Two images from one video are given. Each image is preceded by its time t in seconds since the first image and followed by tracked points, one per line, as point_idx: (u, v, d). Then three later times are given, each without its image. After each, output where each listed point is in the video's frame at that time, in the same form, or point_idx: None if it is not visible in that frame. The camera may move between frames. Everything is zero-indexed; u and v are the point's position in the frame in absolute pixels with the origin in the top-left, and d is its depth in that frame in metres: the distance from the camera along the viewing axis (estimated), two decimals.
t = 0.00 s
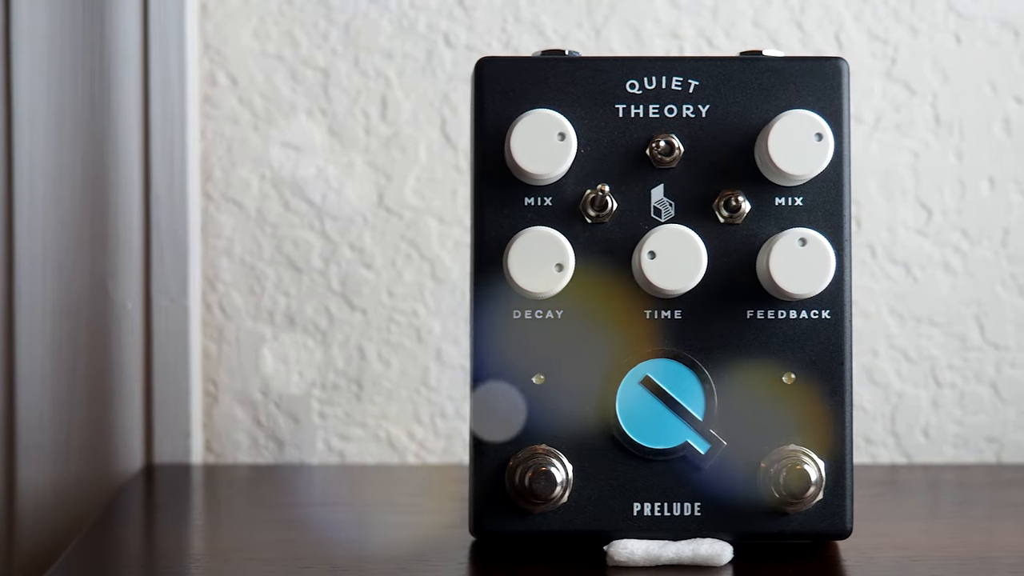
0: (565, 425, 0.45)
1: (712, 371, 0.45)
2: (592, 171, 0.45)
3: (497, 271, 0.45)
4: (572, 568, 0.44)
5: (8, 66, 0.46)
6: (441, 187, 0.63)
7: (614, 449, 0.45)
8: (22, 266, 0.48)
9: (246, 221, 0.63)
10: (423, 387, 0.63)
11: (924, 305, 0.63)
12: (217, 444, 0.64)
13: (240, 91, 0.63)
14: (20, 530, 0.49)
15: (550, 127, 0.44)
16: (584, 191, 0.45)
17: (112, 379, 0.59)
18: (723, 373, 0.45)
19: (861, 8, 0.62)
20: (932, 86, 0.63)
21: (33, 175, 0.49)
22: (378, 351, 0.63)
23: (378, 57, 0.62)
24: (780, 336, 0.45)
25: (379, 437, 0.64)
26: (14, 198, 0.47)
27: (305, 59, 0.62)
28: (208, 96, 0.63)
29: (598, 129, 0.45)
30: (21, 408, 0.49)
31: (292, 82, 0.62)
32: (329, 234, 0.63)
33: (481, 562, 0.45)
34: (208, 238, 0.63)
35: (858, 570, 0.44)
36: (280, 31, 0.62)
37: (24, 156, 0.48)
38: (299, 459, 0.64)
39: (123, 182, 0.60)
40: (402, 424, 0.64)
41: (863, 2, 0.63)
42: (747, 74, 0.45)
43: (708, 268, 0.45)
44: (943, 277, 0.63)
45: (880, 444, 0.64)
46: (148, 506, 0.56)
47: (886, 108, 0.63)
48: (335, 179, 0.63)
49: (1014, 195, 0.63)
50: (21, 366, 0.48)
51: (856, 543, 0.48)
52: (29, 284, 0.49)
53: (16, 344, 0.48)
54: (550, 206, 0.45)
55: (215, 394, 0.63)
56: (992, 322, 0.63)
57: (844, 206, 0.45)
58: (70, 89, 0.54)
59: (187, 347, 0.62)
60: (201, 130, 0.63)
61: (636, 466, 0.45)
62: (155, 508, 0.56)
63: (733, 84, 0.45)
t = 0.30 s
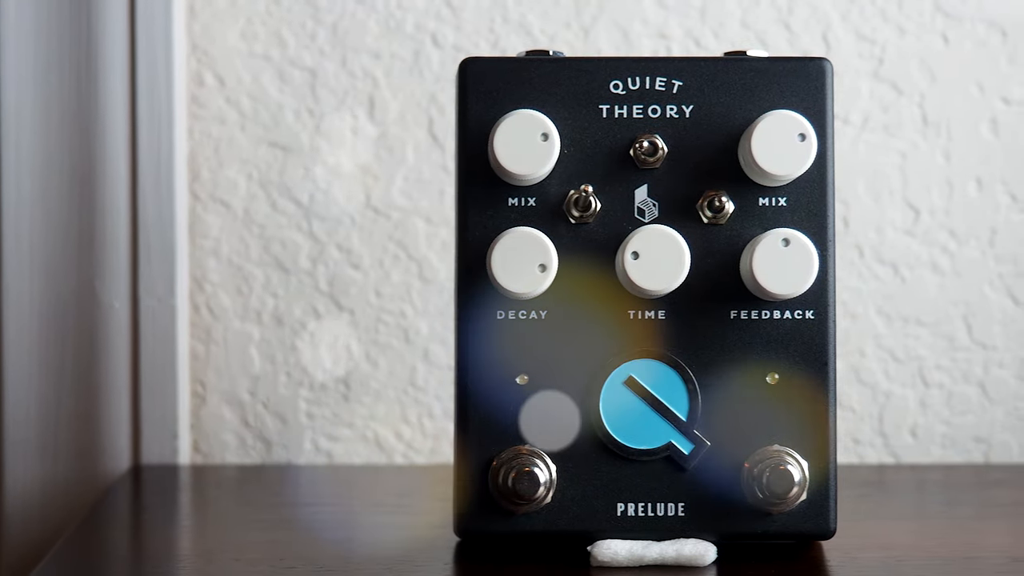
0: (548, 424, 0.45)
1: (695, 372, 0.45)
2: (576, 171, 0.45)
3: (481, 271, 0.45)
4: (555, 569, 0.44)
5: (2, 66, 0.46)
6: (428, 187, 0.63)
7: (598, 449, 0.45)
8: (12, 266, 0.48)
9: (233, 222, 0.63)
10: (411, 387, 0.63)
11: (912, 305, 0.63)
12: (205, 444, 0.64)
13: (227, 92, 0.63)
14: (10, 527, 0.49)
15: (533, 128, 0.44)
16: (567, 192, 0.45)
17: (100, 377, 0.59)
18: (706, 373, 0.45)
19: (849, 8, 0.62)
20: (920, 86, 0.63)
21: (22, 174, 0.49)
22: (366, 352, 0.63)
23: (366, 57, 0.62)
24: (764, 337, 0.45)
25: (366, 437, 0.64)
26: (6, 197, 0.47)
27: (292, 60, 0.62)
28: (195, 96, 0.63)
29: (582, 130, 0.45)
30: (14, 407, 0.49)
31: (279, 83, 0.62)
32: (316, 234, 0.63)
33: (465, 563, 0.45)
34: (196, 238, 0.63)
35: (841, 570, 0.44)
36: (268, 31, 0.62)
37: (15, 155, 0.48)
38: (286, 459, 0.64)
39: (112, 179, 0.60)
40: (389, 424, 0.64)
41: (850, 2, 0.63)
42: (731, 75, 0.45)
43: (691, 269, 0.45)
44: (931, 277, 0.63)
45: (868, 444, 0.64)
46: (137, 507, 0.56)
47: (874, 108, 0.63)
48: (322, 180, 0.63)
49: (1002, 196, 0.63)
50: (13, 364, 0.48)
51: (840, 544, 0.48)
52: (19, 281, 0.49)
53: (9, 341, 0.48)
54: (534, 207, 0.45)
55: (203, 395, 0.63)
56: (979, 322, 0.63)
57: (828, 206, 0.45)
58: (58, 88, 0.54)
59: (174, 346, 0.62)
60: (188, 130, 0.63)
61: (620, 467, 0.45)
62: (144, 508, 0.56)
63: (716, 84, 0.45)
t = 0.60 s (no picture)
0: (530, 425, 0.45)
1: (679, 372, 0.45)
2: (559, 171, 0.45)
3: (464, 272, 0.45)
4: (538, 569, 0.44)
5: None
6: (416, 187, 0.63)
7: (580, 450, 0.45)
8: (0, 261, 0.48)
9: (221, 222, 0.63)
10: (398, 388, 0.63)
11: (899, 306, 0.63)
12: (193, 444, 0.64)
13: (214, 92, 0.63)
14: None
15: (516, 128, 0.44)
16: (551, 192, 0.45)
17: (87, 375, 0.59)
18: (689, 373, 0.45)
19: (836, 8, 0.62)
20: (907, 86, 0.63)
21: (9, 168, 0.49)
22: (353, 352, 0.63)
23: (353, 58, 0.62)
24: (747, 337, 0.45)
25: (354, 438, 0.64)
26: None
27: (279, 60, 0.62)
28: (182, 97, 0.63)
29: (565, 130, 0.45)
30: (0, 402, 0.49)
31: (267, 83, 0.62)
32: (303, 234, 0.63)
33: (448, 563, 0.45)
34: (183, 238, 0.63)
35: (824, 570, 0.44)
36: (255, 31, 0.62)
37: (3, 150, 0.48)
38: (273, 460, 0.64)
39: (100, 177, 0.60)
40: (377, 425, 0.64)
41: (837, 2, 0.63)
42: (714, 75, 0.45)
43: (674, 269, 0.45)
44: (918, 277, 0.63)
45: (855, 445, 0.64)
46: (125, 507, 0.56)
47: (861, 109, 0.63)
48: (309, 180, 0.63)
49: (989, 196, 0.63)
50: None
51: (824, 544, 0.48)
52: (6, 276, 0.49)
53: None
54: (517, 207, 0.45)
55: (190, 395, 0.63)
56: (966, 322, 0.63)
57: (811, 206, 0.45)
58: (46, 86, 0.54)
59: (161, 346, 0.62)
60: (175, 130, 0.63)
61: (603, 467, 0.45)
62: (133, 508, 0.56)
63: (699, 85, 0.45)
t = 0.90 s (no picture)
0: (512, 426, 0.45)
1: (662, 373, 0.45)
2: (541, 172, 0.45)
3: (446, 272, 0.45)
4: (521, 569, 0.44)
5: None
6: (403, 188, 0.63)
7: (563, 450, 0.45)
8: None
9: (207, 222, 0.63)
10: (385, 388, 0.63)
11: (886, 306, 0.63)
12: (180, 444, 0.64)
13: (201, 92, 0.63)
14: None
15: (498, 129, 0.44)
16: (533, 193, 0.45)
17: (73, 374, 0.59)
18: (672, 374, 0.45)
19: (822, 8, 0.63)
20: (894, 87, 0.63)
21: None
22: (340, 352, 0.63)
23: (340, 58, 0.62)
24: (730, 338, 0.45)
25: (341, 438, 0.64)
26: None
27: (266, 60, 0.62)
28: (169, 97, 0.63)
29: (548, 131, 0.45)
30: None
31: (253, 83, 0.62)
32: (290, 234, 0.63)
33: (431, 564, 0.45)
34: (170, 238, 0.63)
35: (806, 570, 0.44)
36: (241, 32, 0.62)
37: None
38: (260, 460, 0.64)
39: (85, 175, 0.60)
40: (363, 425, 0.64)
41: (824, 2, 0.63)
42: (697, 75, 0.46)
43: (657, 269, 0.45)
44: (905, 277, 0.63)
45: (842, 445, 0.64)
46: (113, 507, 0.56)
47: (848, 109, 0.63)
48: (296, 181, 0.63)
49: (975, 196, 0.63)
50: None
51: (807, 544, 0.48)
52: None
53: None
54: (500, 208, 0.45)
55: (177, 395, 0.63)
56: (953, 322, 0.63)
57: (794, 207, 0.45)
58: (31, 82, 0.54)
59: (148, 346, 0.62)
60: (162, 131, 0.63)
61: (586, 468, 0.45)
62: (120, 508, 0.56)
63: (682, 85, 0.45)
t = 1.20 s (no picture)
0: (496, 427, 0.45)
1: (645, 373, 0.45)
2: (524, 173, 0.45)
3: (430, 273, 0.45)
4: (504, 570, 0.44)
5: None
6: (390, 188, 0.63)
7: (546, 450, 0.45)
8: None
9: (195, 222, 0.63)
10: (373, 388, 0.63)
11: (874, 306, 0.63)
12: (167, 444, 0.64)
13: (189, 93, 0.63)
14: None
15: (481, 130, 0.44)
16: (517, 193, 0.45)
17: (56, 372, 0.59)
18: (656, 374, 0.45)
19: (810, 9, 0.63)
20: (881, 87, 0.63)
21: None
22: (328, 352, 0.63)
23: (327, 59, 0.62)
24: (713, 338, 0.45)
25: (328, 438, 0.64)
26: None
27: (254, 61, 0.62)
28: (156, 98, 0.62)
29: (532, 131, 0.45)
30: None
31: (241, 84, 0.63)
32: (277, 235, 0.63)
33: (414, 565, 0.45)
34: (157, 238, 0.63)
35: (788, 570, 0.44)
36: (229, 33, 0.62)
37: None
38: (248, 459, 0.64)
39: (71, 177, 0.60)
40: (351, 425, 0.64)
41: (812, 3, 0.63)
42: (680, 76, 0.46)
43: (640, 270, 0.45)
44: (892, 278, 0.63)
45: (830, 445, 0.64)
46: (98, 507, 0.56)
47: (835, 109, 0.63)
48: (284, 181, 0.63)
49: (962, 196, 0.63)
50: None
51: (791, 544, 0.48)
52: None
53: None
54: (483, 209, 0.45)
55: (165, 395, 0.63)
56: (941, 322, 0.63)
57: (777, 208, 0.45)
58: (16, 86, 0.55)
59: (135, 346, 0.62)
60: (150, 131, 0.62)
61: (569, 468, 0.45)
62: (106, 508, 0.56)
63: (666, 86, 0.45)
